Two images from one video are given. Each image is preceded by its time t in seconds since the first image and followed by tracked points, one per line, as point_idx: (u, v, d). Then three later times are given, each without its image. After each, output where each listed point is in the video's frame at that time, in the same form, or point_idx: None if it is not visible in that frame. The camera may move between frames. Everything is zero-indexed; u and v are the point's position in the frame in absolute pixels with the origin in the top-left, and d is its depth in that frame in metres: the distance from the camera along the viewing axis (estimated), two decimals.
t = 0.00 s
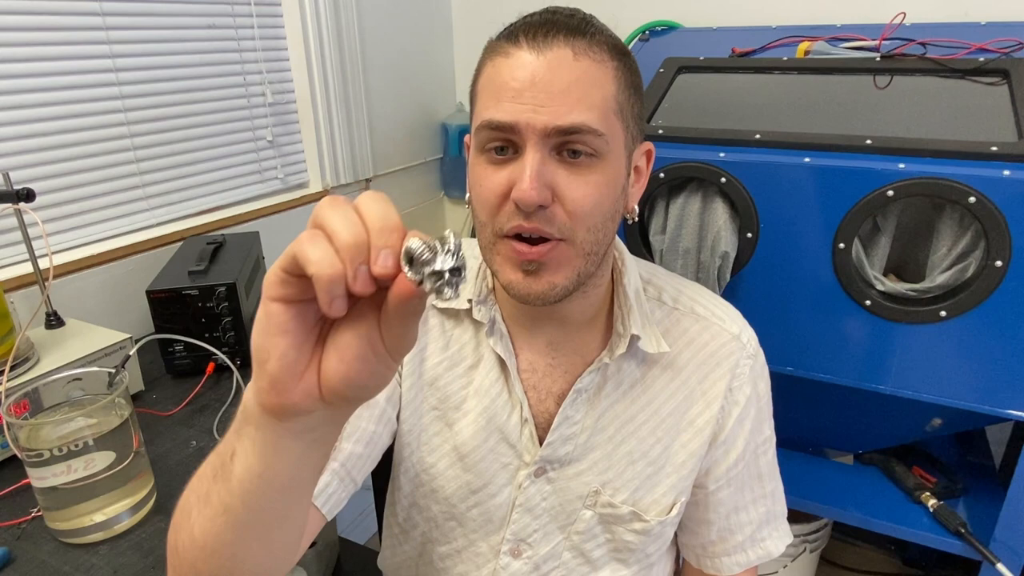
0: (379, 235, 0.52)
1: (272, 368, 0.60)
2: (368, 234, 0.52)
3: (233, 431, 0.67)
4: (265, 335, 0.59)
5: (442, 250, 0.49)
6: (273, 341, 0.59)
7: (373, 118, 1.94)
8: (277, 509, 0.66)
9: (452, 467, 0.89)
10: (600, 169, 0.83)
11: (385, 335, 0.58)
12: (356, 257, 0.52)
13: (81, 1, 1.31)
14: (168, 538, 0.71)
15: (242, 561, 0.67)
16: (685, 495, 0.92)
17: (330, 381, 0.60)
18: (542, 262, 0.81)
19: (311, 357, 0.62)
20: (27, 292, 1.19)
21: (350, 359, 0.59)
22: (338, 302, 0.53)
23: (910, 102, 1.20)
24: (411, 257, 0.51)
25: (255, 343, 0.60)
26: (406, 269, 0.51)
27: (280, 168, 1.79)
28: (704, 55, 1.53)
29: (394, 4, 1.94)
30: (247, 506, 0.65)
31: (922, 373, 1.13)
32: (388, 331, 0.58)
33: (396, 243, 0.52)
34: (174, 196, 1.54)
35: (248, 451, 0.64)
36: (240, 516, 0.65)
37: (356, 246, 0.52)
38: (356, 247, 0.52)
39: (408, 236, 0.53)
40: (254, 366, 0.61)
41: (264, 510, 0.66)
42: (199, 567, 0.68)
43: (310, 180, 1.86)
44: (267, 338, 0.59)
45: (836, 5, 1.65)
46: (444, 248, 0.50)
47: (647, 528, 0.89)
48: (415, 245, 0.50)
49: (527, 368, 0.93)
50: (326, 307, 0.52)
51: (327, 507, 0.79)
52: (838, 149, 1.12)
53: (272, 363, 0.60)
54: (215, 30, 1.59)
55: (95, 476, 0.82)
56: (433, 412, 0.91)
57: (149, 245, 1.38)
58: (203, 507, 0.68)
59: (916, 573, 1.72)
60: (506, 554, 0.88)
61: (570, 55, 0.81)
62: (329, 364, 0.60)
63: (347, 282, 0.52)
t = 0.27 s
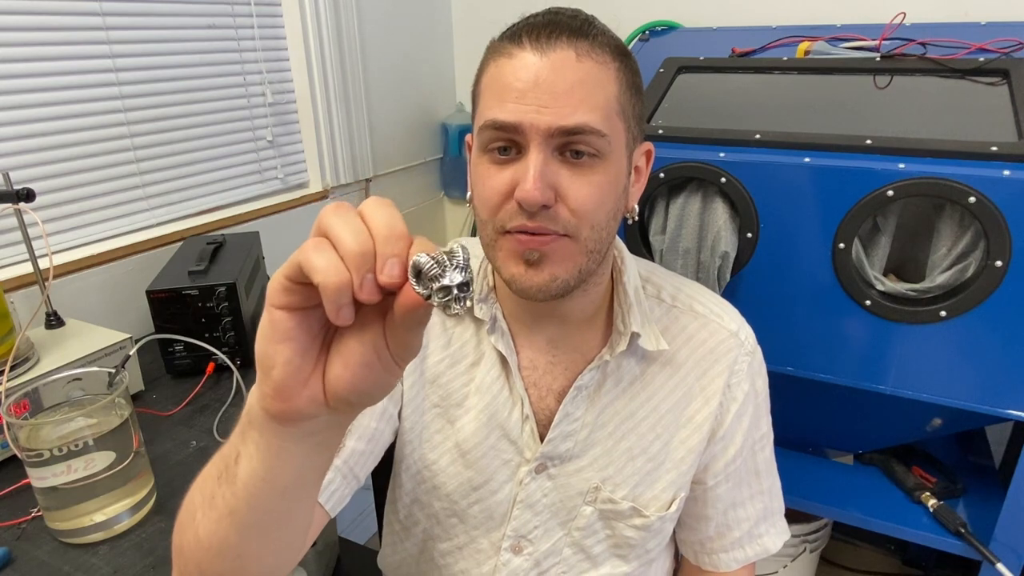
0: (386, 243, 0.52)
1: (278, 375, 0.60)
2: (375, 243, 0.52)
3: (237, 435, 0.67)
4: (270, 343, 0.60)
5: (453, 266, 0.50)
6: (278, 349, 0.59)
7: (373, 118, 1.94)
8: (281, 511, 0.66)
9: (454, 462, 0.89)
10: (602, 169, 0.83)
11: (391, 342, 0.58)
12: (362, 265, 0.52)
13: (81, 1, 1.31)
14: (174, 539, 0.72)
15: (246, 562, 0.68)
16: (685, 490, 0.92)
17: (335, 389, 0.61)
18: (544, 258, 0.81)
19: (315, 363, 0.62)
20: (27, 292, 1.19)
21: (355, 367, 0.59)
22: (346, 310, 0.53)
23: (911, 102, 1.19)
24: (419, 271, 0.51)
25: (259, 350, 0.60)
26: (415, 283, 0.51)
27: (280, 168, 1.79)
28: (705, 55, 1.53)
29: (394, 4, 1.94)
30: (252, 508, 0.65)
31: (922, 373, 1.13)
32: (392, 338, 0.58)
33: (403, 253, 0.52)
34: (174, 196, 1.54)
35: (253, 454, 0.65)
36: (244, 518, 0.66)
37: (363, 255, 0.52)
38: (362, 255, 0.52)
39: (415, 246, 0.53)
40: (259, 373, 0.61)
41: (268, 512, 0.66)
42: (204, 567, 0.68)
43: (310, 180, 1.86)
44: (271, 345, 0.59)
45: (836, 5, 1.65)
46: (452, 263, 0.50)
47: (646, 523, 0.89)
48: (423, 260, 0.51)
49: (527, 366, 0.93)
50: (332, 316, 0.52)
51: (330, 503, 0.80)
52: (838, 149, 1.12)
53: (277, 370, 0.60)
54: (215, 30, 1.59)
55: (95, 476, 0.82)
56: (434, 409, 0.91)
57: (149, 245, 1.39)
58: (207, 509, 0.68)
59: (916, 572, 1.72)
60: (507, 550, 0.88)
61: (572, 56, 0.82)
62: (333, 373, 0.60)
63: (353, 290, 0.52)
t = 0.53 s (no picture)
0: (391, 243, 0.52)
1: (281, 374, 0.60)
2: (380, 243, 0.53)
3: (240, 435, 0.67)
4: (273, 343, 0.59)
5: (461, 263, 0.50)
6: (280, 348, 0.59)
7: (373, 118, 1.94)
8: (283, 511, 0.66)
9: (454, 463, 0.89)
10: (603, 168, 0.83)
11: (394, 341, 0.59)
12: (367, 264, 0.52)
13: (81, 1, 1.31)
14: (176, 540, 0.72)
15: (248, 563, 0.68)
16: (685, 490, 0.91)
17: (338, 388, 0.61)
18: (546, 256, 0.81)
19: (318, 362, 0.62)
20: (27, 292, 1.19)
21: (358, 366, 0.60)
22: (352, 309, 0.53)
23: (911, 102, 1.19)
24: (427, 270, 0.51)
25: (262, 350, 0.60)
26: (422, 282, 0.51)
27: (280, 168, 1.79)
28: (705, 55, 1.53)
29: (394, 4, 1.94)
30: (255, 505, 0.65)
31: (922, 372, 1.13)
32: (397, 339, 0.58)
33: (409, 251, 0.53)
34: (174, 196, 1.54)
35: (255, 454, 0.65)
36: (247, 518, 0.66)
37: (368, 254, 0.52)
38: (367, 254, 0.52)
39: (419, 247, 0.54)
40: (262, 372, 0.61)
41: (270, 513, 0.66)
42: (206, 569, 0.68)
43: (310, 180, 1.86)
44: (274, 345, 0.59)
45: (836, 4, 1.65)
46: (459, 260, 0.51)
47: (646, 524, 0.89)
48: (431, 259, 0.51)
49: (527, 366, 0.92)
50: (338, 315, 0.52)
51: (331, 505, 0.80)
52: (838, 148, 1.12)
53: (279, 369, 0.60)
54: (215, 30, 1.59)
55: (95, 476, 0.82)
56: (435, 410, 0.91)
57: (149, 245, 1.39)
58: (209, 510, 0.68)
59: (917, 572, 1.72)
60: (507, 550, 0.88)
61: (573, 56, 0.82)
62: (337, 371, 0.61)
63: (357, 290, 0.52)
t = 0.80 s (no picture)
0: (404, 230, 0.53)
1: (293, 364, 0.60)
2: (392, 230, 0.53)
3: (248, 429, 0.67)
4: (285, 333, 0.60)
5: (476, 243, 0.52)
6: (292, 338, 0.60)
7: (373, 118, 1.93)
8: (291, 505, 0.66)
9: (454, 465, 0.89)
10: (604, 169, 0.83)
11: (406, 328, 0.59)
12: (380, 250, 0.52)
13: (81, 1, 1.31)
14: (181, 537, 0.72)
15: (254, 560, 0.68)
16: (685, 492, 0.91)
17: (350, 376, 0.61)
18: (546, 258, 0.80)
19: (328, 353, 0.62)
20: (27, 292, 1.19)
21: (369, 354, 0.60)
22: (367, 296, 0.53)
23: (911, 102, 1.20)
24: (442, 252, 0.52)
25: (274, 340, 0.60)
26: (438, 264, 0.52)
27: (280, 168, 1.79)
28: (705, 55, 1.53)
29: (394, 4, 1.94)
30: (257, 507, 0.65)
31: (922, 372, 1.13)
32: (408, 326, 0.59)
33: (421, 237, 0.53)
34: (174, 196, 1.54)
35: (261, 451, 0.65)
36: (256, 512, 0.66)
37: (380, 241, 0.52)
38: (379, 241, 0.52)
39: (431, 234, 0.54)
40: (274, 363, 0.61)
41: (277, 508, 0.66)
42: (212, 565, 0.68)
43: (310, 180, 1.86)
44: (285, 336, 0.60)
45: (836, 5, 1.65)
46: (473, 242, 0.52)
47: (647, 525, 0.89)
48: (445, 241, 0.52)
49: (527, 368, 0.92)
50: (354, 303, 0.52)
51: (332, 509, 0.80)
52: (838, 149, 1.12)
53: (291, 359, 0.60)
54: (215, 30, 1.59)
55: (95, 476, 0.82)
56: (435, 411, 0.91)
57: (149, 245, 1.38)
58: (215, 505, 0.68)
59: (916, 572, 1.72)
60: (508, 552, 0.88)
61: (575, 57, 0.82)
62: (348, 361, 0.61)
63: (370, 276, 0.52)
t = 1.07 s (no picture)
0: (398, 249, 0.53)
1: (285, 383, 0.60)
2: (386, 249, 0.53)
3: (244, 441, 0.67)
4: (278, 351, 0.60)
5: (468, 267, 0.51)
6: (285, 356, 0.60)
7: (373, 117, 1.93)
8: (291, 512, 0.66)
9: (454, 466, 0.89)
10: (603, 174, 0.83)
11: (400, 346, 0.59)
12: (373, 269, 0.52)
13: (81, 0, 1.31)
14: (179, 548, 0.71)
15: (257, 560, 0.67)
16: (685, 493, 0.91)
17: (343, 393, 0.61)
18: (545, 269, 0.81)
19: (322, 371, 0.62)
20: (27, 292, 1.19)
21: (364, 371, 0.60)
22: (360, 317, 0.52)
23: (911, 102, 1.20)
24: (434, 276, 0.52)
25: (268, 357, 0.60)
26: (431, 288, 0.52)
27: (280, 168, 1.79)
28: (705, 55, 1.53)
29: (394, 4, 1.94)
30: (261, 511, 0.65)
31: (922, 372, 1.13)
32: (402, 343, 0.59)
33: (414, 257, 0.53)
34: (174, 196, 1.54)
35: (263, 453, 0.65)
36: (258, 513, 0.65)
37: (373, 260, 0.52)
38: (373, 259, 0.52)
39: (425, 252, 0.54)
40: (268, 380, 0.61)
41: (282, 506, 0.66)
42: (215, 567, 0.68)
43: (310, 180, 1.86)
44: (279, 353, 0.60)
45: (836, 5, 1.65)
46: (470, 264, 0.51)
47: (647, 527, 0.89)
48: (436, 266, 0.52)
49: (528, 369, 0.92)
50: (347, 323, 0.52)
51: (333, 511, 0.80)
52: (838, 149, 1.12)
53: (284, 377, 0.60)
54: (215, 30, 1.59)
55: (95, 476, 0.82)
56: (435, 413, 0.91)
57: (150, 245, 1.39)
58: (219, 503, 0.68)
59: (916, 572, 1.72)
60: (508, 553, 0.88)
61: (574, 60, 0.81)
62: (342, 378, 0.61)
63: (364, 295, 0.52)
